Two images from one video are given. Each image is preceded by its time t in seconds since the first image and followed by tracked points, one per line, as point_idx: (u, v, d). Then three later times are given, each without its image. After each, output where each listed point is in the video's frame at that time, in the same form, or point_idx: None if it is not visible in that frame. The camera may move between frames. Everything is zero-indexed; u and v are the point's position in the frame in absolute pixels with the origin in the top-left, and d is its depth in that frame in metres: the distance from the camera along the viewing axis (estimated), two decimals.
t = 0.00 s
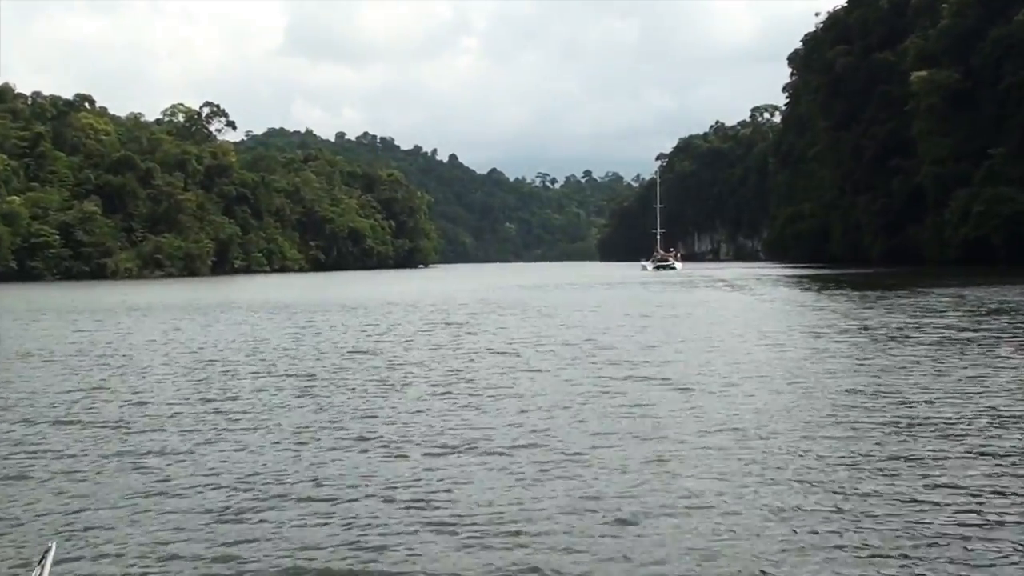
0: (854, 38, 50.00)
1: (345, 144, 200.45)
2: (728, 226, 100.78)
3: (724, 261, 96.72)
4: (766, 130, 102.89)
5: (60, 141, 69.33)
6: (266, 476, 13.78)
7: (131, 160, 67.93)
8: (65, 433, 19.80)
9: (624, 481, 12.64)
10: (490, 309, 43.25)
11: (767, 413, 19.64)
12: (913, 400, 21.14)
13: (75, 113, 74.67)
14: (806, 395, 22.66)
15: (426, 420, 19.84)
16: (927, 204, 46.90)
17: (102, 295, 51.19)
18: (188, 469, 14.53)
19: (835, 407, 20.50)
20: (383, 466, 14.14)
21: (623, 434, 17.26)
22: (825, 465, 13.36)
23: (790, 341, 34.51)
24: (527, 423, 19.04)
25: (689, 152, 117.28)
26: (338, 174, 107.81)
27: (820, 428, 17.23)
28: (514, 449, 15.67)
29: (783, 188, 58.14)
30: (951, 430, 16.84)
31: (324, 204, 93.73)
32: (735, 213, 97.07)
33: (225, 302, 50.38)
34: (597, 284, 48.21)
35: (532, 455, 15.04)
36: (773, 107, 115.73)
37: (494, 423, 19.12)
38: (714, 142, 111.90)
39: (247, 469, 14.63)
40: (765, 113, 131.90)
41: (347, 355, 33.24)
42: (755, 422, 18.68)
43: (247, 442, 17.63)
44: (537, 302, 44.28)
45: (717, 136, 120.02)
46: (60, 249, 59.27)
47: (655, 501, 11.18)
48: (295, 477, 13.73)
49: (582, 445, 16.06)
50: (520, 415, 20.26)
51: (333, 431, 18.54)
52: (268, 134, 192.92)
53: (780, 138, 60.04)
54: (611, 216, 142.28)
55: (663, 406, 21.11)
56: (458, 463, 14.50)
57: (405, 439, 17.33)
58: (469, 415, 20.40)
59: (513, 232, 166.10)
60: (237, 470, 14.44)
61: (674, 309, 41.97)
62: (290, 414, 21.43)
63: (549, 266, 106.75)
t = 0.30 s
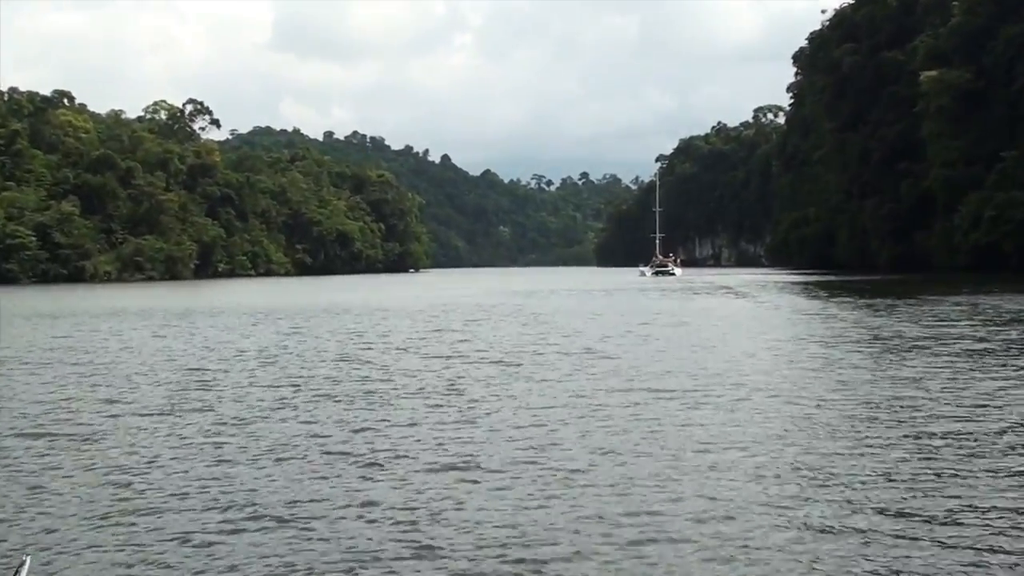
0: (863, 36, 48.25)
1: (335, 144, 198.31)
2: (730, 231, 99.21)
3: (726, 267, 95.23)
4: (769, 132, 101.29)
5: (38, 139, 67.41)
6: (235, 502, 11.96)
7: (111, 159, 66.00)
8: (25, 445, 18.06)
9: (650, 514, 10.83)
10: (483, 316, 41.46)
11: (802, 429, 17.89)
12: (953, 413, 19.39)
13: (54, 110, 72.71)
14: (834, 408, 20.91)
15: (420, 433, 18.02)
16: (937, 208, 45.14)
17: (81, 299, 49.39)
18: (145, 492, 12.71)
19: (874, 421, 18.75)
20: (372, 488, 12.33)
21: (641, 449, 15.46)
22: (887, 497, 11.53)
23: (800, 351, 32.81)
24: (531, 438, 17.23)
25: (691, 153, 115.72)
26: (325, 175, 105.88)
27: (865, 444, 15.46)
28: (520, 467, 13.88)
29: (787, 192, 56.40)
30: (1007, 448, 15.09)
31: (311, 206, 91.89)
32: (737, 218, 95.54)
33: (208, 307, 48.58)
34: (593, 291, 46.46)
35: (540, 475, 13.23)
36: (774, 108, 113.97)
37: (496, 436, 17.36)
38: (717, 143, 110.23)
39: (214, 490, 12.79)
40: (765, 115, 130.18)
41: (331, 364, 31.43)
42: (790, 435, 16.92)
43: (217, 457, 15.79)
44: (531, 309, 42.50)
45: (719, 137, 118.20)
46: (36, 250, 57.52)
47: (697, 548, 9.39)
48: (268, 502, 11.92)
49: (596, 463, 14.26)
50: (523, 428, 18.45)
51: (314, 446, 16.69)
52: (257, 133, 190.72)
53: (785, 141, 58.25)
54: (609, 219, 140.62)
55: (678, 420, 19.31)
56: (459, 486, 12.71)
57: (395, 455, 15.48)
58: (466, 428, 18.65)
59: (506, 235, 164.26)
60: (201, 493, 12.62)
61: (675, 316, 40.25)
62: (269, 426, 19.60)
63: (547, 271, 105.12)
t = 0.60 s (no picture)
0: (867, 33, 46.54)
1: (321, 143, 196.31)
2: (728, 235, 97.66)
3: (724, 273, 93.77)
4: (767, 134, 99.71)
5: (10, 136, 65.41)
6: (190, 533, 10.21)
7: (86, 157, 64.06)
8: None
9: (683, 555, 9.09)
10: (474, 322, 39.70)
11: (836, 444, 16.15)
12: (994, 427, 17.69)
13: (27, 106, 70.66)
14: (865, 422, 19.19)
15: (410, 446, 16.26)
16: (943, 212, 43.45)
17: (53, 303, 47.57)
18: (87, 517, 10.95)
19: (914, 436, 17.00)
20: (353, 518, 10.57)
21: (661, 467, 13.72)
22: (957, 536, 9.75)
23: (807, 361, 31.15)
24: (532, 453, 15.53)
25: (687, 154, 114.26)
26: (309, 175, 103.94)
27: (916, 464, 13.71)
28: (524, 490, 12.13)
29: (788, 194, 54.72)
30: None
31: (293, 207, 90.05)
32: (735, 221, 94.10)
33: (185, 311, 46.80)
34: (585, 296, 44.80)
35: (548, 501, 11.49)
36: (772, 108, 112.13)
37: (492, 451, 15.67)
38: (715, 144, 108.54)
39: (173, 513, 11.07)
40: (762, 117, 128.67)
41: (312, 373, 29.65)
42: (824, 451, 15.18)
43: (183, 472, 14.06)
44: (523, 315, 40.76)
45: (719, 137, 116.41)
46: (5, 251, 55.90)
47: None
48: (228, 534, 10.15)
49: (612, 484, 12.52)
50: (524, 442, 16.69)
51: (289, 460, 14.93)
52: (242, 131, 188.65)
53: (786, 141, 56.54)
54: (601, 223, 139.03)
55: (695, 434, 17.58)
56: (453, 511, 11.04)
57: (381, 472, 13.72)
58: (459, 440, 16.97)
59: (496, 238, 162.47)
60: (154, 521, 10.86)
61: (672, 322, 38.60)
62: (242, 438, 17.83)
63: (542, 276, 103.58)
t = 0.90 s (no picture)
0: (870, 33, 44.87)
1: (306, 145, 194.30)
2: (723, 242, 96.20)
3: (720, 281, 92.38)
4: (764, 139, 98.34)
5: None
6: None
7: (60, 158, 62.40)
8: None
9: None
10: (461, 332, 37.96)
11: (875, 463, 14.45)
12: None
13: None
14: (894, 439, 17.50)
15: (393, 466, 14.49)
16: (949, 219, 41.82)
17: (25, 308, 45.96)
18: (6, 559, 9.31)
19: (956, 454, 15.31)
20: (319, 567, 8.78)
21: (676, 493, 12.06)
22: None
23: (813, 375, 29.49)
24: (529, 473, 13.92)
25: (683, 157, 112.74)
26: (291, 178, 102.06)
27: (967, 493, 12.02)
28: (525, 526, 10.37)
29: (789, 198, 53.13)
30: None
31: (275, 211, 88.34)
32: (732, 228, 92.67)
33: (160, 318, 45.16)
34: (576, 305, 43.08)
35: (549, 540, 9.80)
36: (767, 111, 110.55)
37: (484, 471, 14.07)
38: (711, 148, 107.05)
39: (114, 553, 9.49)
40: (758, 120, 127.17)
41: (286, 386, 27.86)
42: (863, 473, 13.51)
43: (136, 494, 12.47)
44: (512, 324, 39.05)
45: (715, 140, 114.85)
46: None
47: None
48: None
49: (622, 515, 10.85)
50: (522, 462, 14.93)
51: (253, 481, 13.25)
52: (226, 132, 186.58)
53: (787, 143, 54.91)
54: (594, 228, 137.47)
55: (710, 452, 15.84)
56: (440, 552, 9.43)
57: (357, 496, 12.08)
58: (447, 458, 15.38)
59: (485, 244, 160.62)
60: (81, 567, 9.17)
61: (668, 332, 36.91)
62: (205, 454, 16.05)
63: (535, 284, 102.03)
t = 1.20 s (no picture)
0: (872, 31, 43.23)
1: (288, 145, 192.36)
2: (722, 248, 94.80)
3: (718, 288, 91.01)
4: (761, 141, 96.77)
5: None
6: None
7: (30, 158, 60.70)
8: None
9: None
10: (447, 340, 36.27)
11: (914, 488, 12.75)
12: None
13: None
14: (925, 459, 15.80)
15: (365, 490, 12.81)
16: (955, 224, 40.22)
17: None
18: None
19: (1002, 473, 13.65)
20: None
21: (689, 532, 10.33)
22: None
23: (816, 388, 27.89)
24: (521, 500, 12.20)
25: (678, 160, 111.21)
26: (271, 180, 100.25)
27: None
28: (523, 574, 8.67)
29: (789, 202, 51.50)
30: None
31: (256, 215, 86.57)
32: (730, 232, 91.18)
33: (130, 323, 43.47)
34: (565, 313, 41.43)
35: None
36: (763, 111, 108.91)
37: (468, 497, 12.37)
38: (707, 151, 105.53)
39: None
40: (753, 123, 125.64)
41: (257, 399, 26.13)
42: (904, 501, 11.82)
43: (64, 527, 10.77)
44: (499, 333, 37.37)
45: (711, 142, 113.19)
46: None
47: None
48: None
49: (630, 564, 9.12)
50: (510, 483, 13.26)
51: (203, 512, 11.53)
52: (207, 130, 184.42)
53: (787, 145, 53.29)
54: (585, 232, 135.84)
55: (722, 472, 14.19)
56: None
57: (319, 533, 10.37)
58: (428, 478, 13.69)
59: (472, 248, 158.90)
60: None
61: (661, 341, 35.32)
62: (154, 473, 14.32)
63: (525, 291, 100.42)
